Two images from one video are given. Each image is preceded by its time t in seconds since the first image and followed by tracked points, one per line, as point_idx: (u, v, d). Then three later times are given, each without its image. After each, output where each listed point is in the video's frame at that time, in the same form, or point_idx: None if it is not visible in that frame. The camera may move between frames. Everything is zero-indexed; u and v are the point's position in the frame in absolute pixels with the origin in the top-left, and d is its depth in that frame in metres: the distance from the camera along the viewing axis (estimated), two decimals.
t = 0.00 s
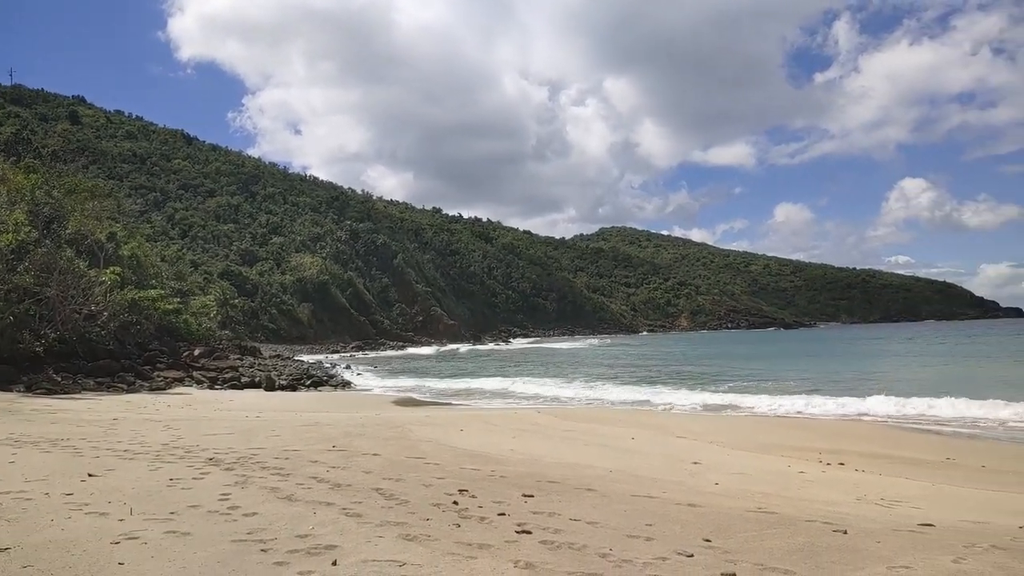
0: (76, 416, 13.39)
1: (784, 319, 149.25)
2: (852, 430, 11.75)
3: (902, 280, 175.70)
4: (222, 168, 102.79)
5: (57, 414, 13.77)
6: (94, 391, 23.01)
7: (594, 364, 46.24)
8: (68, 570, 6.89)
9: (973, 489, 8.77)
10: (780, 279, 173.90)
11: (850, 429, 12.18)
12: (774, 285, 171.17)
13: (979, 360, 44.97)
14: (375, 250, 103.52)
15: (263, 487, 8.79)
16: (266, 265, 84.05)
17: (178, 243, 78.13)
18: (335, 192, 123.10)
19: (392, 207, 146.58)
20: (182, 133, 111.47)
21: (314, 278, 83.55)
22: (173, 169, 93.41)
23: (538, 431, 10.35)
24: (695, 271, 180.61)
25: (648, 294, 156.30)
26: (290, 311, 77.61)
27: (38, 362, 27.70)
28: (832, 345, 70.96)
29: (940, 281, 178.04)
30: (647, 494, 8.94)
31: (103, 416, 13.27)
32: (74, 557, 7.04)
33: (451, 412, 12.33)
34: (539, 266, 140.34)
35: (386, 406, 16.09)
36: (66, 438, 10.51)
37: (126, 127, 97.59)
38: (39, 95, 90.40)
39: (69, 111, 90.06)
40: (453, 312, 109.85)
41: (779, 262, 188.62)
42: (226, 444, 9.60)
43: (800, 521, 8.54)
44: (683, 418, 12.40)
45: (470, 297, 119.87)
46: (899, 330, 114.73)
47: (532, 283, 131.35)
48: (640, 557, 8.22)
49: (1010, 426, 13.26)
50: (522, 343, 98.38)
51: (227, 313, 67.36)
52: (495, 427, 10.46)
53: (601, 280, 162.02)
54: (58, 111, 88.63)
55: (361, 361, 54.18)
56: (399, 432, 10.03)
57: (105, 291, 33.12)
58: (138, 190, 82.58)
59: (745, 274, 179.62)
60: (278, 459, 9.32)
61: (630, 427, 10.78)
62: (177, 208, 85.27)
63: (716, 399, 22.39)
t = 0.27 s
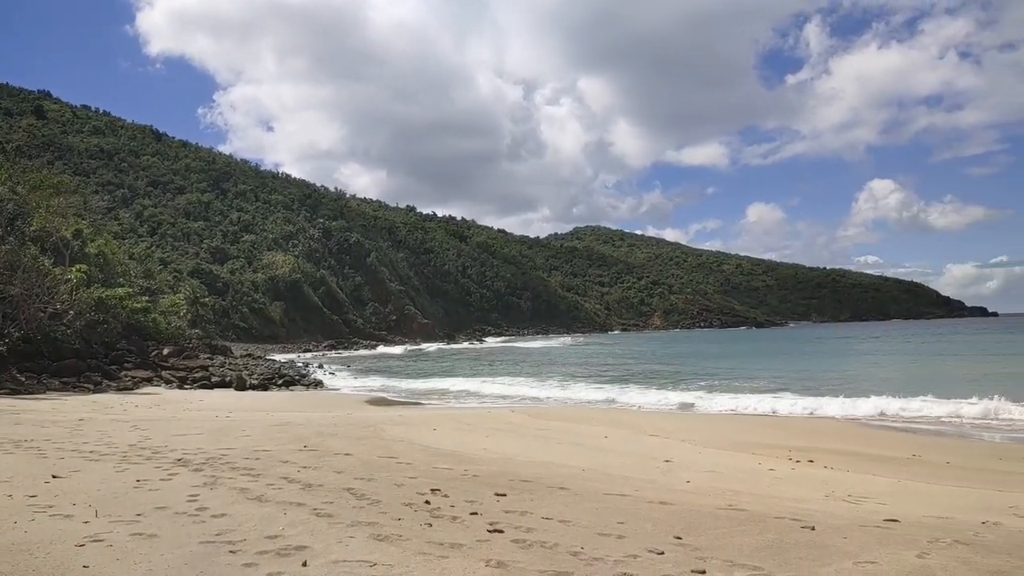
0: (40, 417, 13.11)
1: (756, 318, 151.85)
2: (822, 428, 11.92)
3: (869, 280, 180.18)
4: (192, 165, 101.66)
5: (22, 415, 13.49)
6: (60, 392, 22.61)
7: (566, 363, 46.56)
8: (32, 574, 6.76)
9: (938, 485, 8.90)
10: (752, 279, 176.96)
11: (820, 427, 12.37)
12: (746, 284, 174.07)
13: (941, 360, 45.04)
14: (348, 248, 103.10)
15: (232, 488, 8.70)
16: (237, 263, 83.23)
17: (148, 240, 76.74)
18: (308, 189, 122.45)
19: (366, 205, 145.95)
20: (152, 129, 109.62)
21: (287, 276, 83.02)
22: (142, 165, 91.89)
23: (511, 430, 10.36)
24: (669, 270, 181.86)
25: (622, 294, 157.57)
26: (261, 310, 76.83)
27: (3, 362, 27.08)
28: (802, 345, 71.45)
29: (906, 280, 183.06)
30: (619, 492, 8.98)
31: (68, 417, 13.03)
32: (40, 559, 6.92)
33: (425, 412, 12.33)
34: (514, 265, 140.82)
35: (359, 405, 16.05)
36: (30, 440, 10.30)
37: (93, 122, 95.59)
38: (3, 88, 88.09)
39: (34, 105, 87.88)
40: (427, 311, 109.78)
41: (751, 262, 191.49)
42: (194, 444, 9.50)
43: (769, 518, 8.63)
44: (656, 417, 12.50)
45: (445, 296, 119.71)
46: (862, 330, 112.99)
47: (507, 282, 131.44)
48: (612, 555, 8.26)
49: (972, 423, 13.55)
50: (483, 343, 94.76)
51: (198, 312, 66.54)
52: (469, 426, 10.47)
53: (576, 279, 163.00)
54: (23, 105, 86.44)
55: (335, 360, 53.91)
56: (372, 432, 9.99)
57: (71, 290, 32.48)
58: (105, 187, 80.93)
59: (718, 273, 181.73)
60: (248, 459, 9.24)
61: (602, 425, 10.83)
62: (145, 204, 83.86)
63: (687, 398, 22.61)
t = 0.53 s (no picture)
0: None
1: (726, 317, 154.32)
2: (787, 425, 12.08)
3: (835, 280, 184.81)
4: (157, 161, 99.99)
5: None
6: (19, 392, 22.10)
7: (537, 362, 46.89)
8: None
9: (899, 481, 9.07)
10: (721, 278, 180.04)
11: (785, 424, 12.55)
12: (716, 283, 176.91)
13: (896, 359, 45.50)
14: (317, 247, 102.35)
15: (196, 489, 8.59)
16: (204, 261, 82.01)
17: (112, 238, 75.21)
18: (277, 187, 121.40)
19: (336, 203, 144.79)
20: (116, 124, 107.38)
21: (255, 275, 82.19)
22: (105, 161, 90.06)
23: (480, 429, 10.38)
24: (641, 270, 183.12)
25: (593, 293, 158.22)
26: (229, 309, 75.85)
27: None
28: (766, 345, 72.15)
29: (871, 280, 188.09)
30: (588, 491, 9.02)
31: (28, 418, 12.73)
32: None
33: (394, 412, 12.29)
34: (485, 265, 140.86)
35: (327, 405, 15.93)
36: None
37: (54, 116, 93.31)
38: None
39: None
40: (398, 311, 109.20)
41: (720, 262, 194.26)
42: (158, 446, 9.37)
43: (735, 515, 8.73)
44: (624, 415, 12.60)
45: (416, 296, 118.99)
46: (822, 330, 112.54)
47: (479, 281, 131.11)
48: (579, 553, 8.30)
49: (929, 420, 13.86)
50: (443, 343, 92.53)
51: (163, 311, 65.36)
52: (438, 425, 10.47)
53: (547, 279, 163.37)
54: None
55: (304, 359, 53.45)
56: (340, 432, 9.96)
57: (31, 288, 31.76)
58: (67, 183, 78.98)
59: (688, 272, 183.74)
60: (213, 460, 9.16)
61: (573, 424, 10.87)
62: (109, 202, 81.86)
63: (654, 397, 22.80)
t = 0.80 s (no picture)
0: None
1: (690, 317, 156.87)
2: (747, 423, 12.29)
3: (797, 280, 189.33)
4: (116, 156, 97.90)
5: None
6: None
7: (503, 362, 47.04)
8: None
9: (855, 477, 9.26)
10: (686, 278, 182.93)
11: (744, 422, 12.76)
12: (681, 283, 179.71)
13: (843, 359, 46.29)
14: (281, 245, 101.13)
15: (153, 492, 8.45)
16: (165, 259, 80.43)
17: (67, 234, 73.36)
18: (241, 184, 119.72)
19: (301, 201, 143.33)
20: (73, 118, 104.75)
21: (217, 274, 80.95)
22: (60, 157, 87.95)
23: (445, 428, 10.40)
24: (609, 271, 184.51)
25: (559, 293, 158.71)
26: (190, 307, 74.45)
27: None
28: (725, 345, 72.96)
29: (831, 280, 193.34)
30: (552, 490, 9.07)
31: None
32: None
33: (359, 412, 12.24)
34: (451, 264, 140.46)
35: (290, 406, 15.78)
36: None
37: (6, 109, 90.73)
38: None
39: None
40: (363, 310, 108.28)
41: (685, 262, 197.16)
42: (114, 447, 9.20)
43: (697, 512, 8.82)
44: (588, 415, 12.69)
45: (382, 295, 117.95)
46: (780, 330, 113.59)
47: (445, 280, 130.85)
48: (542, 552, 8.32)
49: (882, 417, 14.21)
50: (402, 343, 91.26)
51: (121, 309, 63.97)
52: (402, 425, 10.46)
53: (514, 278, 163.57)
54: None
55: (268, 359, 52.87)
56: (303, 432, 9.89)
57: None
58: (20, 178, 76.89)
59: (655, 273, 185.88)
60: (171, 462, 9.02)
61: (538, 423, 10.93)
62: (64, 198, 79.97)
63: (616, 395, 23.03)
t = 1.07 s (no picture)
0: None
1: (651, 317, 159.18)
2: (705, 421, 12.46)
3: (755, 279, 193.98)
4: (67, 151, 95.34)
5: None
6: None
7: (466, 362, 47.19)
8: None
9: (811, 474, 9.44)
10: (647, 278, 185.65)
11: (701, 420, 12.96)
12: (642, 283, 182.29)
13: (790, 359, 46.95)
14: (240, 243, 99.53)
15: (105, 496, 8.26)
16: (118, 257, 78.49)
17: (13, 231, 71.14)
18: (198, 181, 117.48)
19: (260, 198, 141.17)
20: (21, 111, 101.55)
21: (173, 272, 79.35)
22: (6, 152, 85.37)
23: (405, 429, 10.41)
24: (572, 270, 185.44)
25: (522, 292, 158.77)
26: (145, 306, 72.92)
27: None
28: (684, 344, 73.41)
29: (787, 280, 198.61)
30: (512, 490, 9.12)
31: None
32: None
33: (321, 412, 12.19)
34: (411, 262, 139.51)
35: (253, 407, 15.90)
36: None
37: None
38: None
39: None
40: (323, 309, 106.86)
41: (647, 262, 199.71)
42: (63, 451, 8.98)
43: (656, 510, 8.92)
44: (550, 413, 12.79)
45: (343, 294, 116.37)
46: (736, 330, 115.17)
47: (407, 279, 129.96)
48: (502, 551, 8.33)
49: (836, 415, 14.48)
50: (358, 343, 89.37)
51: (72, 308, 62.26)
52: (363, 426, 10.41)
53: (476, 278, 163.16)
54: None
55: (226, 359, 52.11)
56: (260, 433, 9.81)
57: None
58: None
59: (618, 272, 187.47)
60: (123, 465, 8.84)
61: (499, 422, 10.98)
62: (12, 194, 78.54)
63: (576, 395, 23.16)
